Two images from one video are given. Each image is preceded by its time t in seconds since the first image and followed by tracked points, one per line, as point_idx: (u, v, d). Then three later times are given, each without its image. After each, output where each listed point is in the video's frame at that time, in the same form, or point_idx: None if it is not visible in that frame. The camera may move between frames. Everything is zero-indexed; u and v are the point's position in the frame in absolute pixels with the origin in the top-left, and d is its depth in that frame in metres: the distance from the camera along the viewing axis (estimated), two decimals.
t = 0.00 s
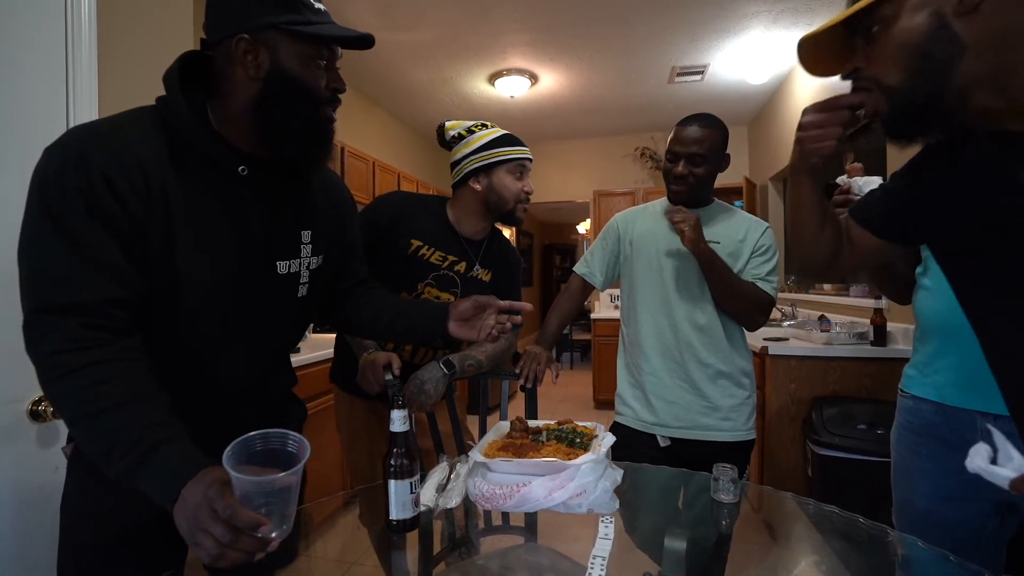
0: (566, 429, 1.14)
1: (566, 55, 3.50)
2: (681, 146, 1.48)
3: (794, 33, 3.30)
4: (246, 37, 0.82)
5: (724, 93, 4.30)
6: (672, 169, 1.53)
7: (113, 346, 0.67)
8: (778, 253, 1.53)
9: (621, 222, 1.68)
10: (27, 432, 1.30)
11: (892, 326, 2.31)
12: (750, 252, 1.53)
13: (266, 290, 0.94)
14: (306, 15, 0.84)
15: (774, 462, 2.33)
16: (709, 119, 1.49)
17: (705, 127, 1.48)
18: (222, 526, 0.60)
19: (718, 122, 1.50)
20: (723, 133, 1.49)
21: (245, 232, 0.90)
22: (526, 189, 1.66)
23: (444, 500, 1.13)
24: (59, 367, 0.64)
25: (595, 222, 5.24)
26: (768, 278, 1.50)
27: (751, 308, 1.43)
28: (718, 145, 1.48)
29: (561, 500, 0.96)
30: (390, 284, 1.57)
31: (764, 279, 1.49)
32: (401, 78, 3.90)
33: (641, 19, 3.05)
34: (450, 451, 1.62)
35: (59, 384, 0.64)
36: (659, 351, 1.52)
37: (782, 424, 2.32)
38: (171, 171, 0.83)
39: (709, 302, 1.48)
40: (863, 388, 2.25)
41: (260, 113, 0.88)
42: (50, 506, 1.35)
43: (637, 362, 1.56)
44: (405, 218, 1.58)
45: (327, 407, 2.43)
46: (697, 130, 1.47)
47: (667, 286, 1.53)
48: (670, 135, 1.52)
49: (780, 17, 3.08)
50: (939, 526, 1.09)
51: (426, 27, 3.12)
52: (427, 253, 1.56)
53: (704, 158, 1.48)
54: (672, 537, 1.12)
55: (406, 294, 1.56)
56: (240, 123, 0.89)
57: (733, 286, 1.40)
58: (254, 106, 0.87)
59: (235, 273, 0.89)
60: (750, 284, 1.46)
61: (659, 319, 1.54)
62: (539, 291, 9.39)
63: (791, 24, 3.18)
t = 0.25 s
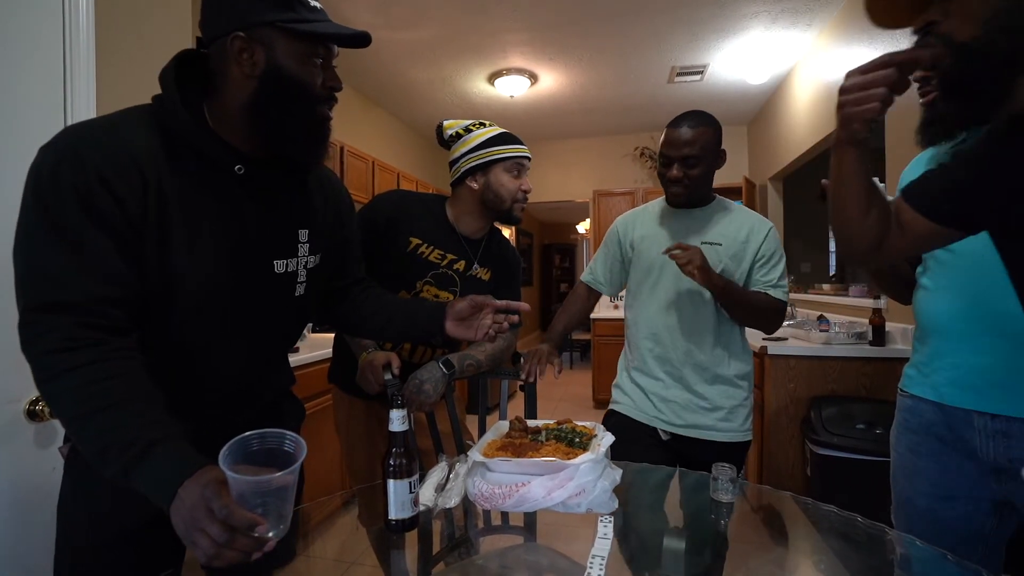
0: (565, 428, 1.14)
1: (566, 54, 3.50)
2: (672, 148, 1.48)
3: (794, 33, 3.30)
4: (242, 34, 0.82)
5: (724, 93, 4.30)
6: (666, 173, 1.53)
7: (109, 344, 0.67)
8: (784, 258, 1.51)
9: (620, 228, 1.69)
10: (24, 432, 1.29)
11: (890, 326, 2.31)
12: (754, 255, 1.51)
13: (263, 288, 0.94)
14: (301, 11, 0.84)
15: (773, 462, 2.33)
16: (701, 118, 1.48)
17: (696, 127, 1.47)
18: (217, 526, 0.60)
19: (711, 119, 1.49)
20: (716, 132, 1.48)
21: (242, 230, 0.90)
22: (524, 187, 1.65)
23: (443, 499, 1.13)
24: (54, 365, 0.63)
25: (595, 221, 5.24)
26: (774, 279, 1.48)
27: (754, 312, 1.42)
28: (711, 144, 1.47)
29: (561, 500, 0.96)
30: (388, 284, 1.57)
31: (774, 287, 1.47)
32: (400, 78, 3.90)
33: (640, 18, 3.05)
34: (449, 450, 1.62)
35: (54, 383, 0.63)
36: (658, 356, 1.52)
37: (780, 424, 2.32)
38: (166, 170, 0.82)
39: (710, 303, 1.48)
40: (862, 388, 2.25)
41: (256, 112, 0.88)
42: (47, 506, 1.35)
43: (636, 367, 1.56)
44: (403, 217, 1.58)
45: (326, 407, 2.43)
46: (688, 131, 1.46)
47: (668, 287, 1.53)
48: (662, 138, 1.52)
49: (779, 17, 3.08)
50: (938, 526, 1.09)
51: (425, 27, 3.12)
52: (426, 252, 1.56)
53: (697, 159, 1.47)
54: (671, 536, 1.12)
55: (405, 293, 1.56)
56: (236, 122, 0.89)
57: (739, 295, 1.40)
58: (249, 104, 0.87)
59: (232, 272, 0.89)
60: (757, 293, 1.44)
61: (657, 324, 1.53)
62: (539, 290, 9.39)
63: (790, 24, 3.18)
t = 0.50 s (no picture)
0: (564, 428, 1.15)
1: (565, 54, 3.50)
2: (656, 149, 1.48)
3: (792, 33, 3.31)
4: (237, 33, 0.82)
5: (722, 93, 4.31)
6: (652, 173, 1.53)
7: (103, 342, 0.67)
8: (780, 253, 1.48)
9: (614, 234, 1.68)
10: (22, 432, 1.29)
11: (888, 326, 2.32)
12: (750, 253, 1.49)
13: (261, 287, 0.94)
14: (296, 11, 0.84)
15: (771, 462, 2.34)
16: (683, 116, 1.48)
17: (679, 125, 1.47)
18: (211, 524, 0.60)
19: (694, 117, 1.49)
20: (701, 129, 1.48)
21: (238, 229, 0.90)
22: (520, 187, 1.64)
23: (441, 499, 1.12)
24: (49, 365, 0.63)
25: (593, 221, 5.25)
26: (774, 274, 1.46)
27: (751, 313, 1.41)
28: (695, 141, 1.47)
29: (559, 499, 0.96)
30: (387, 284, 1.57)
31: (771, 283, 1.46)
32: (399, 77, 3.90)
33: (639, 19, 3.06)
34: (448, 450, 1.63)
35: (49, 382, 0.64)
36: (659, 365, 1.50)
37: (778, 424, 2.32)
38: (162, 169, 0.82)
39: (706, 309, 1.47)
40: (859, 388, 2.26)
41: (252, 110, 0.88)
42: (45, 505, 1.35)
43: (637, 377, 1.54)
44: (402, 217, 1.58)
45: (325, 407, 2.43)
46: (672, 130, 1.46)
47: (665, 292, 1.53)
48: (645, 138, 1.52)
49: (777, 17, 3.09)
50: (933, 523, 1.10)
51: (424, 27, 3.12)
52: (424, 251, 1.57)
53: (681, 157, 1.47)
54: (668, 535, 1.13)
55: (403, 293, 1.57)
56: (232, 120, 0.90)
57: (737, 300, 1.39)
58: (244, 103, 0.87)
59: (228, 270, 0.89)
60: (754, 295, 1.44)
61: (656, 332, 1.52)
62: (538, 290, 9.39)
63: (788, 24, 3.19)
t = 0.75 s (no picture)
0: (562, 428, 1.15)
1: (563, 54, 3.50)
2: (626, 149, 1.43)
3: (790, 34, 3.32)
4: (234, 32, 0.82)
5: (720, 94, 4.32)
6: (625, 175, 1.48)
7: (96, 342, 0.67)
8: (768, 240, 1.48)
9: (595, 238, 1.65)
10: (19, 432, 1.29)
11: (886, 326, 2.33)
12: (738, 245, 1.48)
13: (258, 286, 0.94)
14: (295, 11, 0.83)
15: (769, 462, 2.34)
16: (655, 112, 1.43)
17: (651, 121, 1.42)
18: (198, 527, 0.60)
19: (666, 112, 1.45)
20: (671, 127, 1.44)
21: (235, 228, 0.90)
22: (508, 190, 1.57)
23: (439, 498, 1.12)
24: (43, 365, 0.63)
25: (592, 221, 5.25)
26: (764, 264, 1.46)
27: (744, 309, 1.41)
28: (665, 142, 1.43)
29: (558, 499, 0.96)
30: (386, 284, 1.57)
31: (765, 272, 1.45)
32: (398, 77, 3.90)
33: (637, 19, 3.07)
34: (446, 450, 1.63)
35: (42, 382, 0.63)
36: (658, 372, 1.48)
37: (776, 423, 2.33)
38: (157, 168, 0.82)
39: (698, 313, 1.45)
40: (856, 387, 2.26)
41: (247, 110, 0.87)
42: (42, 506, 1.34)
43: (636, 386, 1.51)
44: (400, 217, 1.58)
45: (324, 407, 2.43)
46: (644, 129, 1.41)
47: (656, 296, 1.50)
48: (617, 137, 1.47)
49: (775, 18, 3.10)
50: (931, 523, 1.10)
51: (422, 27, 3.12)
52: (422, 251, 1.57)
53: (653, 156, 1.42)
54: (666, 535, 1.13)
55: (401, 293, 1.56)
56: (228, 119, 0.89)
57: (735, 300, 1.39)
58: (240, 101, 0.87)
59: (224, 269, 0.88)
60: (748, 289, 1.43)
61: (651, 338, 1.49)
62: (536, 291, 9.39)
63: (787, 25, 3.20)
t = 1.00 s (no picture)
0: (559, 428, 1.15)
1: (561, 55, 3.50)
2: (616, 151, 1.42)
3: (787, 35, 3.33)
4: (229, 33, 0.81)
5: (718, 95, 4.33)
6: (615, 176, 1.48)
7: (89, 342, 0.66)
8: (762, 238, 1.49)
9: (584, 240, 1.65)
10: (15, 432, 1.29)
11: (882, 327, 2.34)
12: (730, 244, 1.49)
13: (254, 286, 0.94)
14: (299, 26, 0.82)
15: (766, 462, 2.34)
16: (643, 112, 1.42)
17: (640, 122, 1.41)
18: (185, 530, 0.60)
19: (656, 111, 1.44)
20: (661, 127, 1.43)
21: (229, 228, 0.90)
22: (496, 194, 1.55)
23: (437, 499, 1.14)
24: (36, 365, 0.63)
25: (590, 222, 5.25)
26: (759, 262, 1.47)
27: (740, 308, 1.41)
28: (656, 143, 1.42)
29: (554, 499, 0.96)
30: (383, 284, 1.57)
31: (759, 270, 1.46)
32: (396, 77, 3.90)
33: (635, 21, 3.07)
34: (443, 450, 1.63)
35: (36, 382, 0.63)
36: (652, 376, 1.48)
37: (773, 424, 2.33)
38: (152, 167, 0.82)
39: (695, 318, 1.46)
40: (852, 388, 2.27)
41: (240, 112, 0.87)
42: (38, 506, 1.34)
43: (630, 390, 1.51)
44: (398, 217, 1.58)
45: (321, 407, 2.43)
46: (632, 130, 1.41)
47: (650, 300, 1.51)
48: (607, 137, 1.46)
49: (773, 20, 3.11)
50: (925, 523, 1.10)
51: (420, 27, 3.12)
52: (420, 251, 1.57)
53: (642, 158, 1.41)
54: (663, 535, 1.13)
55: (399, 293, 1.56)
56: (220, 119, 0.89)
57: (731, 301, 1.40)
58: (232, 102, 0.86)
59: (219, 269, 0.88)
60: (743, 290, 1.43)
61: (647, 343, 1.49)
62: (534, 291, 9.40)
63: (784, 27, 3.21)
